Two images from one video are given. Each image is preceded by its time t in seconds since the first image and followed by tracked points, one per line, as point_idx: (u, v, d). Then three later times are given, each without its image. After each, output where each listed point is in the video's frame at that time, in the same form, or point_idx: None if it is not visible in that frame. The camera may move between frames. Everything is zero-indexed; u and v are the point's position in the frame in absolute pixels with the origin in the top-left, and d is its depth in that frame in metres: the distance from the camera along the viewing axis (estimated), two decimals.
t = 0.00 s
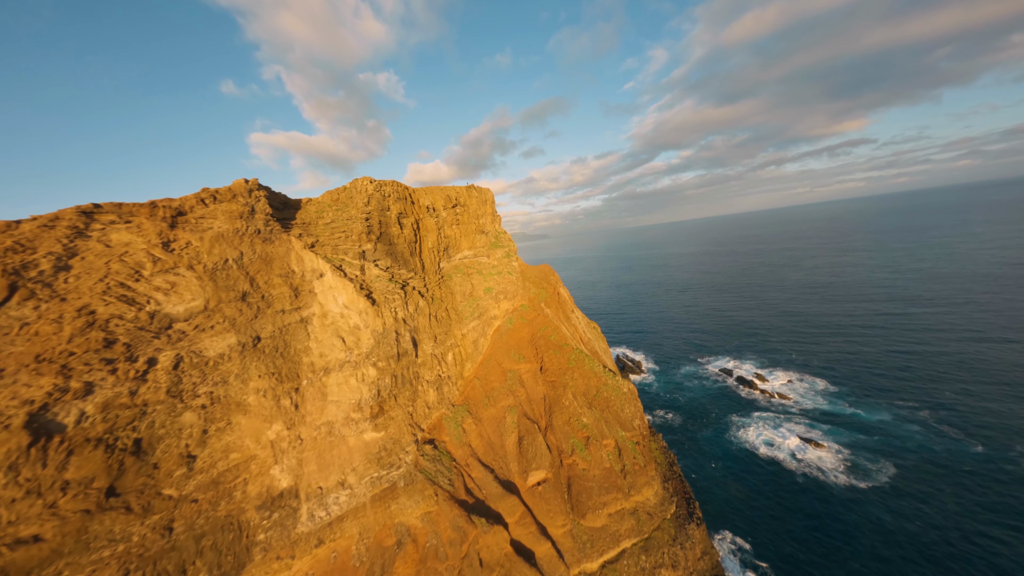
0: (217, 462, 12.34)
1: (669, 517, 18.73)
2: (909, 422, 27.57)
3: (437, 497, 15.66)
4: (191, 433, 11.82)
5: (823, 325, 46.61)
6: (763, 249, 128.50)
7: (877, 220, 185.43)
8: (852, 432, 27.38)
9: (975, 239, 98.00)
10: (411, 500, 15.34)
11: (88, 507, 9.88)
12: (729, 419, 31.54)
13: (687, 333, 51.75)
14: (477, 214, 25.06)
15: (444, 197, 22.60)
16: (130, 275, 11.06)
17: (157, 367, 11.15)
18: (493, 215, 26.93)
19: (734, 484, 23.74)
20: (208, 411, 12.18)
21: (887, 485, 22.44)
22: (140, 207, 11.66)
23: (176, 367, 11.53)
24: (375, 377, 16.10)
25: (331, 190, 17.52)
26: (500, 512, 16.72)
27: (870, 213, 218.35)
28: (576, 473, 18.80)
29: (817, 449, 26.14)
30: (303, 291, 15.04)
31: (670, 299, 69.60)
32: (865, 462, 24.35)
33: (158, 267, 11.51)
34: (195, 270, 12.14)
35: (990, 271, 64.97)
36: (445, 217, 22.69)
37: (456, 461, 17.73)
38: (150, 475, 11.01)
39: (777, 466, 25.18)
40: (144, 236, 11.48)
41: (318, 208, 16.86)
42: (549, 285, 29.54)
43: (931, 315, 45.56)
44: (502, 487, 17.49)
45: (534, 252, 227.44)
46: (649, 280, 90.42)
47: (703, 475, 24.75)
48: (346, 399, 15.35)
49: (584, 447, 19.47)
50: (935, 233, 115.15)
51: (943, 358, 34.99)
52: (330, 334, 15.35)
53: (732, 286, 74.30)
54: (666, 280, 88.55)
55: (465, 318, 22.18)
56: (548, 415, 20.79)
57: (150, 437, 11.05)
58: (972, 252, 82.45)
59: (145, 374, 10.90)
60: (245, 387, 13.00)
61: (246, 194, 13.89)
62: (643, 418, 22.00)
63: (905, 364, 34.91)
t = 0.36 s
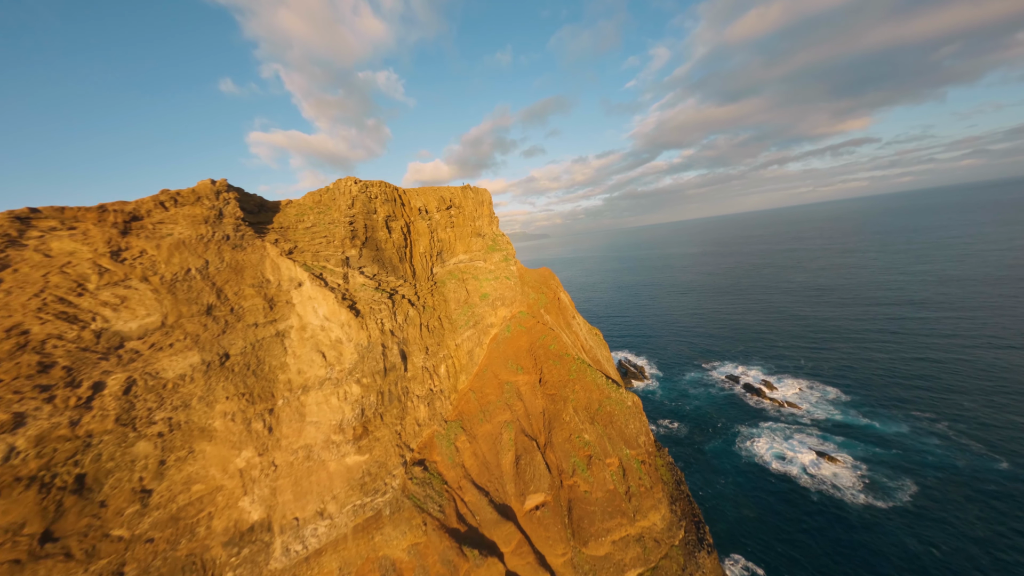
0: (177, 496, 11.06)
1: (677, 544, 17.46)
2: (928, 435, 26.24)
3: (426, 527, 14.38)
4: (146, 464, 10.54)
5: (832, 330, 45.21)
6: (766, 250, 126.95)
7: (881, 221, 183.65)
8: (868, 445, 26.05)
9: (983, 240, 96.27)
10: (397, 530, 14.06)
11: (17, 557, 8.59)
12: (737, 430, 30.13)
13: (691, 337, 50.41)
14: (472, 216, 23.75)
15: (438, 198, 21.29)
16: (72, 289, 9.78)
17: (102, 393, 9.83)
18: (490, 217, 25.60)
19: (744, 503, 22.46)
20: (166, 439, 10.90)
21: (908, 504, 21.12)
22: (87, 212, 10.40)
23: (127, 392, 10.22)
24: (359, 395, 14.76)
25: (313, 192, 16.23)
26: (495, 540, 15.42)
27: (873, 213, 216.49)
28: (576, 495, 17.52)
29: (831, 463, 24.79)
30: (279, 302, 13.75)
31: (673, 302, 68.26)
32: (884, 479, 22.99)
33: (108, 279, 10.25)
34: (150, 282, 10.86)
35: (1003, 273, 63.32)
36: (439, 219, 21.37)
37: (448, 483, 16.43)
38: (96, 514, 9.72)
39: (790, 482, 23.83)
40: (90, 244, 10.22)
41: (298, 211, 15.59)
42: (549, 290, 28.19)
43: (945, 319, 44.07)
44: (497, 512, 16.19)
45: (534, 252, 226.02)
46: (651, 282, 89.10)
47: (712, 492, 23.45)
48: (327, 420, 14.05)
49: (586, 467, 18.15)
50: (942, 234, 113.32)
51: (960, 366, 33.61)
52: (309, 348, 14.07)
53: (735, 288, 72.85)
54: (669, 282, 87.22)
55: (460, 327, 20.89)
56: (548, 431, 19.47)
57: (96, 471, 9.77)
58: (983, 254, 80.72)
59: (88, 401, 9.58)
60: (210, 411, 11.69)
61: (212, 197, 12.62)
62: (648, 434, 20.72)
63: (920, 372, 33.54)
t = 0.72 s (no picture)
0: (128, 536, 9.82)
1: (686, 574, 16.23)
2: (949, 450, 24.92)
3: (412, 561, 13.13)
4: (90, 502, 9.28)
5: (842, 336, 43.82)
6: (770, 251, 125.14)
7: (886, 221, 181.33)
8: (885, 461, 24.71)
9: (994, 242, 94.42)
10: (381, 564, 12.84)
11: None
12: (746, 442, 28.72)
13: (696, 342, 49.08)
14: (469, 218, 22.50)
15: (431, 199, 20.05)
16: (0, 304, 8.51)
17: (36, 424, 8.56)
18: (488, 218, 24.37)
19: (756, 523, 21.18)
20: (115, 472, 9.67)
21: (932, 528, 19.81)
22: (21, 216, 9.15)
23: (66, 422, 8.96)
24: (341, 415, 13.51)
25: (294, 193, 14.99)
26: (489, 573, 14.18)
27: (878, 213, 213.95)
28: (578, 521, 16.27)
29: (847, 480, 23.46)
30: (251, 314, 12.51)
31: (677, 304, 66.88)
32: (906, 500, 21.59)
33: (46, 293, 9.01)
34: (96, 295, 9.62)
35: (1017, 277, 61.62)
36: (432, 221, 20.09)
37: (438, 509, 15.16)
38: (28, 564, 8.42)
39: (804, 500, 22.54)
40: (23, 253, 8.96)
41: (276, 213, 14.34)
42: (549, 295, 26.92)
43: (960, 325, 42.62)
44: (492, 541, 14.92)
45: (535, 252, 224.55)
46: (654, 283, 87.68)
47: (721, 511, 22.18)
48: (304, 443, 12.81)
49: (588, 490, 16.90)
50: (951, 235, 111.27)
51: (979, 376, 32.23)
52: (284, 365, 12.82)
53: (739, 291, 71.31)
54: (672, 283, 85.74)
55: (454, 336, 19.63)
56: (547, 449, 18.19)
57: (29, 513, 8.50)
58: (994, 257, 78.94)
59: (17, 434, 8.32)
60: (168, 438, 10.44)
61: (173, 198, 11.40)
62: (654, 452, 19.50)
63: (937, 382, 32.16)
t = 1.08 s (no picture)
0: None
1: None
2: (975, 469, 23.42)
3: None
4: (20, 549, 8.11)
5: (856, 342, 42.17)
6: (778, 252, 122.86)
7: (896, 222, 178.08)
8: (907, 480, 23.23)
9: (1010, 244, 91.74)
10: None
11: None
12: (757, 455, 27.33)
13: (702, 347, 47.63)
14: (465, 219, 21.25)
15: (425, 199, 18.81)
16: None
17: None
18: (486, 220, 23.11)
19: (769, 548, 19.93)
20: (53, 512, 8.53)
21: (961, 557, 18.40)
22: None
23: None
24: (319, 438, 12.26)
25: (273, 193, 13.81)
26: None
27: (888, 214, 209.96)
28: (579, 550, 15.06)
29: (868, 501, 22.01)
30: (219, 328, 11.31)
31: (683, 307, 65.34)
32: (932, 525, 20.13)
33: None
34: (30, 311, 8.42)
35: None
36: (426, 222, 18.82)
37: (428, 538, 13.94)
38: None
39: (820, 522, 21.20)
40: None
41: (252, 215, 13.16)
42: (551, 299, 25.59)
43: (981, 333, 40.79)
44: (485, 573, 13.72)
45: (538, 251, 222.79)
46: (659, 285, 86.04)
47: (730, 533, 20.99)
48: (277, 470, 11.60)
49: (590, 516, 15.67)
50: (965, 237, 108.38)
51: (1005, 388, 30.55)
52: (256, 383, 11.60)
53: (747, 293, 69.50)
54: (677, 285, 84.08)
55: (448, 346, 18.40)
56: (547, 469, 16.91)
57: None
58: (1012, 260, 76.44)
59: None
60: (117, 470, 9.25)
61: (125, 199, 10.27)
62: (662, 473, 18.29)
63: (958, 394, 30.56)
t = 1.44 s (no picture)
0: None
1: None
2: (1008, 495, 21.75)
3: None
4: None
5: (874, 352, 40.28)
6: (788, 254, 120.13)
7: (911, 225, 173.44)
8: (935, 505, 21.61)
9: None
10: None
11: None
12: (770, 472, 25.82)
13: (711, 353, 46.02)
14: (463, 221, 20.00)
15: (419, 200, 17.59)
16: None
17: None
18: (485, 221, 21.84)
19: None
20: None
21: None
22: None
23: None
24: (295, 464, 11.11)
25: (250, 193, 12.70)
26: None
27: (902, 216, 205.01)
28: None
29: (893, 528, 20.44)
30: (183, 343, 10.20)
31: (690, 311, 63.63)
32: (965, 557, 18.56)
33: None
34: None
35: None
36: (421, 224, 17.59)
37: (414, 571, 12.70)
38: None
39: (840, 551, 19.73)
40: None
41: (225, 217, 12.05)
42: (554, 305, 24.24)
43: (1009, 345, 38.65)
44: None
45: (543, 251, 220.81)
46: (666, 287, 84.32)
47: (742, 561, 19.70)
48: (246, 499, 10.46)
49: (592, 546, 14.45)
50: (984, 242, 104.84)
51: None
52: (224, 404, 10.46)
53: (757, 298, 67.46)
54: (685, 288, 82.21)
55: (442, 356, 17.18)
56: (547, 493, 15.62)
57: None
58: None
59: None
60: (56, 508, 8.15)
61: (69, 199, 9.18)
62: (670, 500, 17.25)
63: (987, 411, 28.74)
